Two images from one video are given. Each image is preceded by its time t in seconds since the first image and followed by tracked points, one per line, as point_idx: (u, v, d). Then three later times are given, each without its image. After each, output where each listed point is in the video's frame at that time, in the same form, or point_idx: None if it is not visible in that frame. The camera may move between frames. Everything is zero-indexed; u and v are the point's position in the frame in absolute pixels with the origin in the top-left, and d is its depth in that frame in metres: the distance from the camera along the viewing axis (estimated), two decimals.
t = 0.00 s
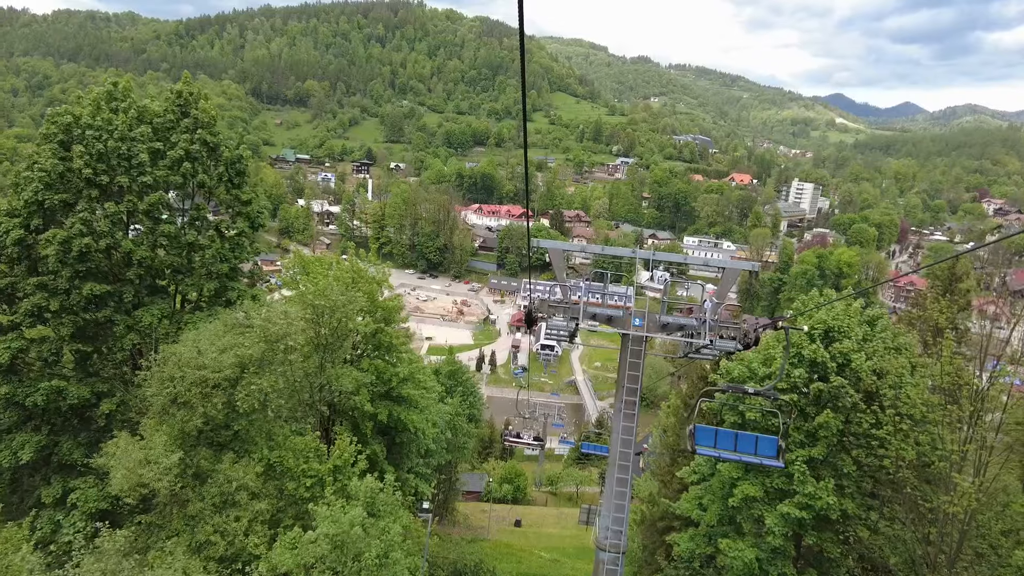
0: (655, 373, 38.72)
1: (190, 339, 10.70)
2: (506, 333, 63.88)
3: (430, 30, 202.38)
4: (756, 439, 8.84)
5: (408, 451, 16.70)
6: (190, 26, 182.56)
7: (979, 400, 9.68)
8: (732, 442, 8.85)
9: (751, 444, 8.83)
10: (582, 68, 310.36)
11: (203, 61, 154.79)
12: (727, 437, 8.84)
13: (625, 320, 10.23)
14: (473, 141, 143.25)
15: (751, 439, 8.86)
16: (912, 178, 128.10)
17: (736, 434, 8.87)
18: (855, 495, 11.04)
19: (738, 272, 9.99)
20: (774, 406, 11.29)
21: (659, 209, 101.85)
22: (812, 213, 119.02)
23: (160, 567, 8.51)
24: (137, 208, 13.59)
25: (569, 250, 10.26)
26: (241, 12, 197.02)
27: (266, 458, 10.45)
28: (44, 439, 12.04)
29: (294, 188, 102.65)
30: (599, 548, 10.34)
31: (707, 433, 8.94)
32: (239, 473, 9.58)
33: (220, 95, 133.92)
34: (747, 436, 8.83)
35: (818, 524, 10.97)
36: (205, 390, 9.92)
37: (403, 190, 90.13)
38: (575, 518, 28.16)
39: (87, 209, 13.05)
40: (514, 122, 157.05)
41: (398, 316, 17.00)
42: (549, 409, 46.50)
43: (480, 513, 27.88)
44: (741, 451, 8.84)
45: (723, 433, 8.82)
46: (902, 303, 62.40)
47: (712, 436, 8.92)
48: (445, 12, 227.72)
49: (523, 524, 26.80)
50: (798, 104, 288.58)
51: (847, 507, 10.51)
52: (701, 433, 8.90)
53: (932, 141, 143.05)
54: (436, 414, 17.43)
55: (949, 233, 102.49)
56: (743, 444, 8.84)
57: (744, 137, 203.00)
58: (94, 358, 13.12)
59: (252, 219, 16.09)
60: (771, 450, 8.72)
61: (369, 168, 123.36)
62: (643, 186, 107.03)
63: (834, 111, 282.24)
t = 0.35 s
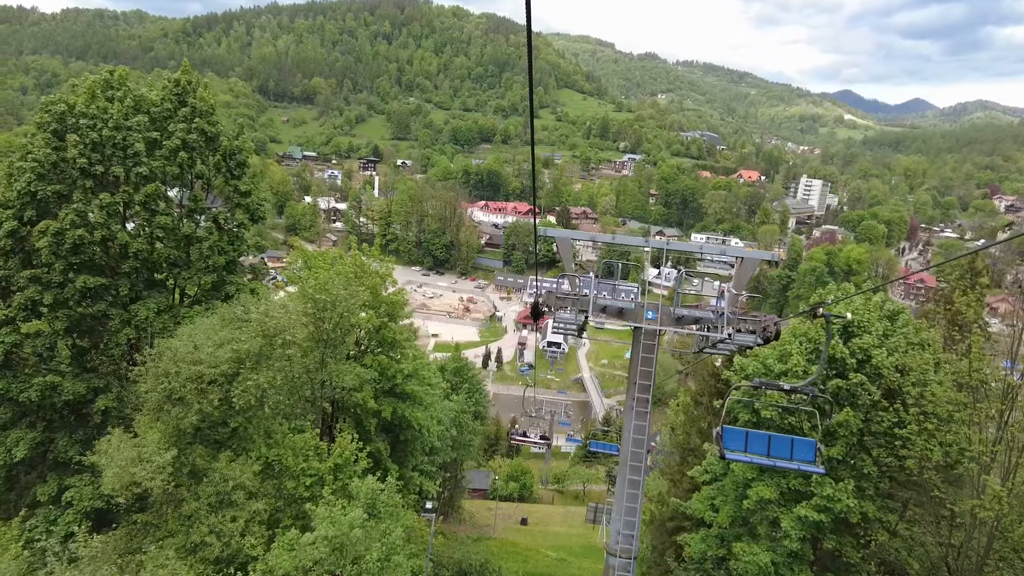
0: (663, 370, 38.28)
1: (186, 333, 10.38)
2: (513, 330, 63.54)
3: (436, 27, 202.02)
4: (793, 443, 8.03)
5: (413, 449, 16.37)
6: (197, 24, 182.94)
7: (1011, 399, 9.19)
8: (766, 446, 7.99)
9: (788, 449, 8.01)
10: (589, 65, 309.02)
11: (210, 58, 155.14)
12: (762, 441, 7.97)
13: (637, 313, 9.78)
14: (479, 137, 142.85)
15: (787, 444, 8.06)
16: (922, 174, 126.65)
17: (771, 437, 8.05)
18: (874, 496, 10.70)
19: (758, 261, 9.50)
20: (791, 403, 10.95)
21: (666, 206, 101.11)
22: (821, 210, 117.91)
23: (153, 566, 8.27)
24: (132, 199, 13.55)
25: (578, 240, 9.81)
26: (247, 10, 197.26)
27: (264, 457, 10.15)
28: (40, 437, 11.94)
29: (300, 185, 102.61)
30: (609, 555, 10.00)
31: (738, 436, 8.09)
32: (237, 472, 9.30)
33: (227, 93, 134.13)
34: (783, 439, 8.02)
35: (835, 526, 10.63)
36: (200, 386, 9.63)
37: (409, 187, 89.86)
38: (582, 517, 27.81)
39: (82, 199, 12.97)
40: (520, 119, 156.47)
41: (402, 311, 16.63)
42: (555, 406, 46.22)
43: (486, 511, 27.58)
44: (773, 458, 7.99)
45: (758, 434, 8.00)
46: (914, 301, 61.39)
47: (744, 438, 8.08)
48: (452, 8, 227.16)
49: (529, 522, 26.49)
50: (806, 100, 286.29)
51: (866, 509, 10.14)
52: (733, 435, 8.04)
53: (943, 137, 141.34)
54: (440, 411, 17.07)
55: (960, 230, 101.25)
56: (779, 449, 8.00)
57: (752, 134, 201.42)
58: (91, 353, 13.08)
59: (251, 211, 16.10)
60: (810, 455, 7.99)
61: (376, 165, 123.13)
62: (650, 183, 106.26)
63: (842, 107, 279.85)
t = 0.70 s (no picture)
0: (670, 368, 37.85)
1: (180, 327, 10.17)
2: (518, 327, 63.19)
3: (442, 24, 201.71)
4: (835, 448, 7.56)
5: (416, 447, 16.04)
6: (203, 23, 183.44)
7: None
8: (806, 452, 7.59)
9: (831, 455, 7.55)
10: (595, 62, 307.90)
11: (217, 57, 156.01)
12: (799, 445, 7.61)
13: (648, 306, 9.21)
14: (485, 135, 142.46)
15: (830, 448, 7.61)
16: (931, 171, 125.15)
17: (811, 442, 7.65)
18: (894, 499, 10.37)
19: (778, 249, 8.90)
20: (807, 401, 10.59)
21: (672, 203, 100.43)
22: (828, 206, 116.88)
23: (142, 569, 7.99)
24: (126, 190, 13.38)
25: (586, 227, 9.33)
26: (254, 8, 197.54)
27: (261, 455, 9.86)
28: (34, 434, 11.80)
29: (306, 183, 102.58)
30: (619, 560, 9.55)
31: (776, 441, 7.77)
32: (232, 471, 9.00)
33: (233, 90, 134.34)
34: (824, 443, 7.59)
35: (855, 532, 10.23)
36: (194, 382, 9.34)
37: (415, 184, 89.59)
38: (588, 516, 27.41)
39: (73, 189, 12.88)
40: (526, 116, 155.98)
41: (405, 307, 16.31)
42: (561, 404, 45.87)
43: (491, 509, 27.29)
44: (817, 464, 7.57)
45: (795, 437, 7.66)
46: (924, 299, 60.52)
47: (782, 441, 7.74)
48: (458, 6, 226.67)
49: (535, 521, 26.14)
50: (814, 97, 284.19)
51: (887, 512, 9.75)
52: (770, 438, 7.74)
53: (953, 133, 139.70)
54: (445, 409, 16.74)
55: (969, 226, 100.11)
56: (820, 455, 7.57)
57: (759, 131, 200.10)
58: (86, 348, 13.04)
59: (250, 203, 16.02)
60: (854, 462, 7.46)
61: (381, 163, 122.91)
62: (656, 180, 105.45)
63: (850, 104, 277.57)
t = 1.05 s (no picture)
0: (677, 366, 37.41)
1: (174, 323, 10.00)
2: (523, 325, 62.81)
3: (447, 21, 201.33)
4: (891, 456, 6.41)
5: (419, 446, 15.70)
6: (208, 21, 183.75)
7: None
8: (857, 462, 6.43)
9: (886, 466, 6.40)
10: (600, 59, 306.68)
11: (222, 55, 156.42)
12: (852, 455, 6.39)
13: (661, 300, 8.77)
14: (490, 132, 141.98)
15: (883, 456, 6.47)
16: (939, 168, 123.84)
17: (863, 449, 6.52)
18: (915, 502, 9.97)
19: (797, 240, 8.56)
20: (822, 400, 10.20)
21: (678, 201, 99.72)
22: (835, 204, 115.87)
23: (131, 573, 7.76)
24: (117, 181, 13.34)
25: (593, 215, 8.88)
26: (258, 6, 197.64)
27: (254, 455, 9.60)
28: (24, 432, 11.66)
29: (310, 181, 102.50)
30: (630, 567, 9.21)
31: (819, 449, 6.55)
32: (225, 472, 8.74)
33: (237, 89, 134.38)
34: (878, 449, 6.41)
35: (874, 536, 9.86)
36: (185, 379, 9.12)
37: (419, 182, 89.34)
38: (594, 515, 27.05)
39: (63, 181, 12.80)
40: (531, 113, 155.49)
41: (406, 303, 15.98)
42: (565, 402, 45.56)
43: (496, 509, 26.97)
44: (870, 476, 6.44)
45: (846, 445, 6.40)
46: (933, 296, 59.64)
47: (828, 449, 6.54)
48: (462, 3, 226.03)
49: (540, 520, 25.79)
50: (820, 94, 282.28)
51: (908, 516, 9.36)
52: (816, 447, 6.49)
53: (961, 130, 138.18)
54: (448, 407, 16.41)
55: (978, 224, 99.05)
56: (873, 467, 6.42)
57: (765, 128, 198.81)
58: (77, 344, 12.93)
59: (246, 195, 15.98)
60: (916, 474, 6.36)
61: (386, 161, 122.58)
62: (662, 177, 104.63)
63: (857, 101, 275.48)
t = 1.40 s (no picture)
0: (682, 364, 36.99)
1: (165, 321, 9.83)
2: (527, 324, 62.41)
3: (451, 19, 200.83)
4: (968, 469, 5.18)
5: (421, 445, 15.36)
6: (212, 20, 183.90)
7: None
8: (928, 477, 5.22)
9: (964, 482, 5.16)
10: (605, 57, 305.49)
11: (226, 54, 156.58)
12: (918, 466, 5.20)
13: (673, 288, 8.16)
14: (494, 130, 141.41)
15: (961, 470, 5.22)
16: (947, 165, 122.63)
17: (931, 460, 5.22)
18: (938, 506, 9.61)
19: (817, 228, 8.05)
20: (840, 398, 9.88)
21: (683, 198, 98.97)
22: (842, 202, 114.82)
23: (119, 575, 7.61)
24: (107, 172, 13.28)
25: (601, 201, 8.48)
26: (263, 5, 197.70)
27: (247, 456, 9.43)
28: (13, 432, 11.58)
29: (314, 180, 102.30)
30: None
31: (879, 459, 5.35)
32: (215, 474, 8.54)
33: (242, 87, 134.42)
34: (954, 459, 5.19)
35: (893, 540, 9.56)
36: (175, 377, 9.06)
37: (423, 181, 89.03)
38: (599, 515, 26.66)
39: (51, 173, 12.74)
40: (535, 111, 154.91)
41: (407, 300, 15.61)
42: (569, 401, 45.25)
43: (499, 508, 26.59)
44: (940, 493, 5.23)
45: (910, 452, 5.22)
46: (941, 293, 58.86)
47: (888, 457, 5.35)
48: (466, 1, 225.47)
49: (544, 520, 25.41)
50: (826, 92, 280.27)
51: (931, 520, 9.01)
52: (873, 455, 5.31)
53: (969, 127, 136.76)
54: (449, 406, 16.03)
55: (985, 222, 97.98)
56: (946, 483, 5.20)
57: (771, 126, 197.53)
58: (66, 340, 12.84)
59: (243, 188, 15.81)
60: (997, 491, 5.12)
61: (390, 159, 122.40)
62: (667, 175, 104.08)
63: (864, 99, 273.44)
